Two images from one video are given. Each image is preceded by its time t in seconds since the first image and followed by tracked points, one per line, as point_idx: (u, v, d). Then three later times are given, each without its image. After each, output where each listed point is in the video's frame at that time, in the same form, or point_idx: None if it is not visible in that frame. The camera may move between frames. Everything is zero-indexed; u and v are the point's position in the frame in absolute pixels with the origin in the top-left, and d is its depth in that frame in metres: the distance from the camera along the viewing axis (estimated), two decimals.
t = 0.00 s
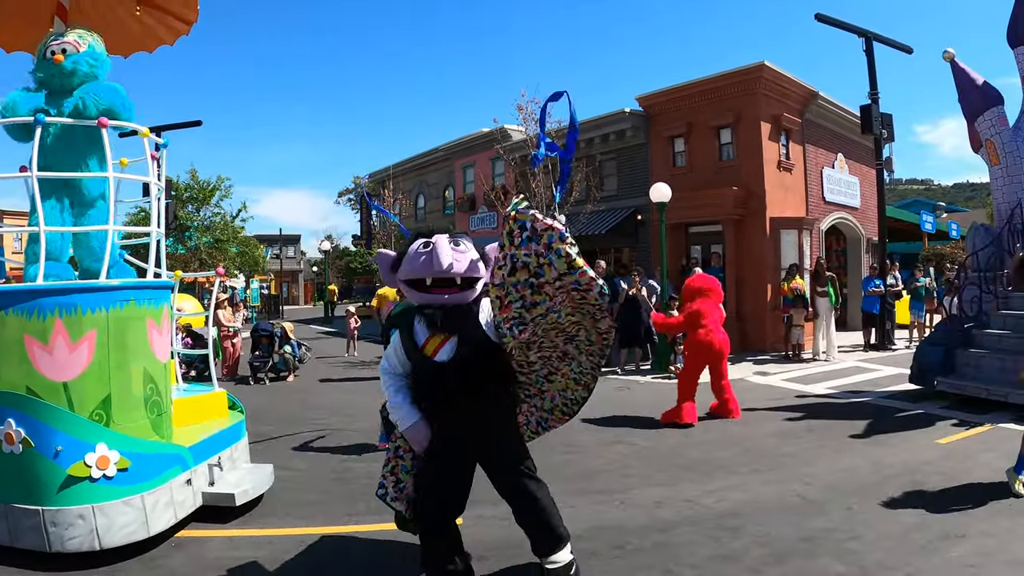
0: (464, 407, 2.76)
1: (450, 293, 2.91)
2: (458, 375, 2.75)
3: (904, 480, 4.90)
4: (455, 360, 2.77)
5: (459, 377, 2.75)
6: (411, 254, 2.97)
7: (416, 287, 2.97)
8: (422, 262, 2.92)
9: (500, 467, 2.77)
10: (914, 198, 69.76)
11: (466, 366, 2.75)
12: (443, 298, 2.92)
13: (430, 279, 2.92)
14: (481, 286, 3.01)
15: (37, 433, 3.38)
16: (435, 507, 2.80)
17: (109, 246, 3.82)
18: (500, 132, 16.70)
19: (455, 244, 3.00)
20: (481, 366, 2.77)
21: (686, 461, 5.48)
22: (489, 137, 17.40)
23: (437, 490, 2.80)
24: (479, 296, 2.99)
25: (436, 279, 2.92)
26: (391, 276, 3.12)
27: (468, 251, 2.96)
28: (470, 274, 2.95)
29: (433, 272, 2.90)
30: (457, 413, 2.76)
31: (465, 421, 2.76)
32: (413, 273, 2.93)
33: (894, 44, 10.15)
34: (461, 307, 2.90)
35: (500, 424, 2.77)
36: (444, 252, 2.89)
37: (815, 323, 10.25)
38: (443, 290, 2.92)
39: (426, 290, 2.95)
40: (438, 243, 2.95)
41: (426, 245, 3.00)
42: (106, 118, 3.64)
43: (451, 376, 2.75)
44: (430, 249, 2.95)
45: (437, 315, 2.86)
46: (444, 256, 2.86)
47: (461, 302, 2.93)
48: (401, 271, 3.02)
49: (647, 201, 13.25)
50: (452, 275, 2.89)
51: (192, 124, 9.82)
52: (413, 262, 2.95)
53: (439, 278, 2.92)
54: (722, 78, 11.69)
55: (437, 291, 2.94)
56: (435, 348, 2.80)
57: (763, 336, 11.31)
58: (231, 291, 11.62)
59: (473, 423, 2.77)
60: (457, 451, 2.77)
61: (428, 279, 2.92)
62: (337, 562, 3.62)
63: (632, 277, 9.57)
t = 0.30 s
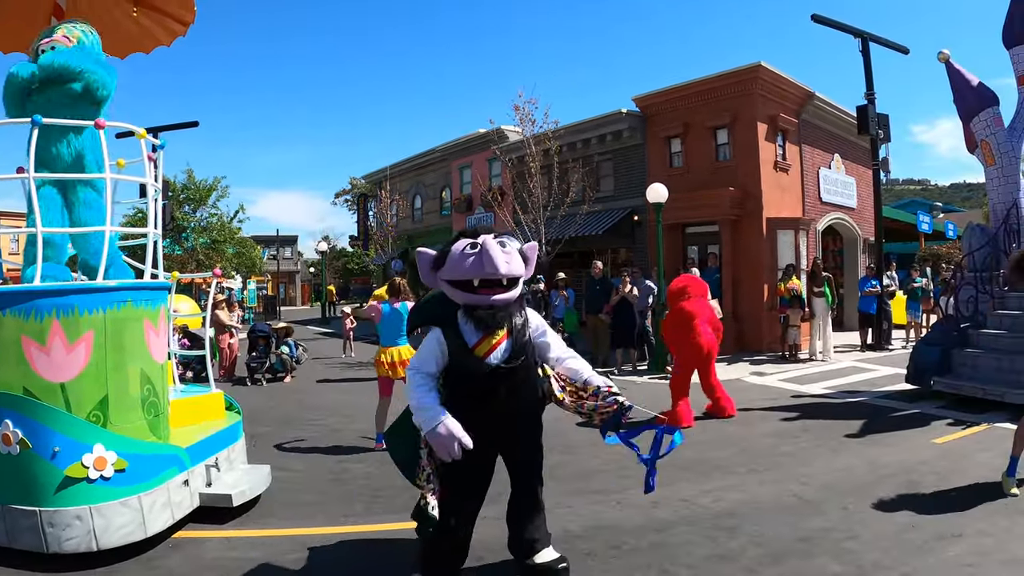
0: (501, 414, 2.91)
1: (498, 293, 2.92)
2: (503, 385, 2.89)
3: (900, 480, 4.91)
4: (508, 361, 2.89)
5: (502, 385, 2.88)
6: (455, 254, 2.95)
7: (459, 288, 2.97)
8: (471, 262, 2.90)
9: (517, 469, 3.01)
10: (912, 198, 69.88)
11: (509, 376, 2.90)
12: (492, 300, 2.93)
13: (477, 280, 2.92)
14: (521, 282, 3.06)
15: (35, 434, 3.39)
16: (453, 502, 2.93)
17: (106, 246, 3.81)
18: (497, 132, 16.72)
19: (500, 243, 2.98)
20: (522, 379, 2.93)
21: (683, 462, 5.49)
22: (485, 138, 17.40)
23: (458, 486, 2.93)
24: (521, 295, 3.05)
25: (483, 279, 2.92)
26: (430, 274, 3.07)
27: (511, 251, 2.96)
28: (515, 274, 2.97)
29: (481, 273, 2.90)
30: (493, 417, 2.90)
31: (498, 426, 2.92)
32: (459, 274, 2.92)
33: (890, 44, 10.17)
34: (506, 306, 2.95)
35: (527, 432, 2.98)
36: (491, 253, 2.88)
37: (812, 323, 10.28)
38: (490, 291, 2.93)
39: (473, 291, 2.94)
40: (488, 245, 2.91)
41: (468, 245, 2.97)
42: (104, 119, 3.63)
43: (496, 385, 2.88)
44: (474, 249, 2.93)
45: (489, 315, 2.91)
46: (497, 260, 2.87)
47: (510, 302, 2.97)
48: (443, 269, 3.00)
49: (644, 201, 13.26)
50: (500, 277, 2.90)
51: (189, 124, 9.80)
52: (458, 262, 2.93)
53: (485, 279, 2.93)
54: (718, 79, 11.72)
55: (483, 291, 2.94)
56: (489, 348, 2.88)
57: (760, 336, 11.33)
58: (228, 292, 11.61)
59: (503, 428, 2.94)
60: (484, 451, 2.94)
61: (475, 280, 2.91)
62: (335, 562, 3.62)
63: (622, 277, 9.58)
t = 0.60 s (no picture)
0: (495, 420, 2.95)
1: (524, 294, 3.07)
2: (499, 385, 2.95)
3: (902, 482, 4.91)
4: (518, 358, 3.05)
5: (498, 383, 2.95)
6: (487, 253, 3.00)
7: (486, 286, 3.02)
8: (514, 261, 3.03)
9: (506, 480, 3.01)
10: (913, 199, 69.81)
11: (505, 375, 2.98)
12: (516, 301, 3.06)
13: (505, 280, 3.04)
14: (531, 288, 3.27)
15: (37, 435, 3.40)
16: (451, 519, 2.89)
17: (109, 248, 3.81)
18: (498, 135, 16.74)
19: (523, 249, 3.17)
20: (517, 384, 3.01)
21: (684, 464, 5.50)
22: (487, 140, 17.41)
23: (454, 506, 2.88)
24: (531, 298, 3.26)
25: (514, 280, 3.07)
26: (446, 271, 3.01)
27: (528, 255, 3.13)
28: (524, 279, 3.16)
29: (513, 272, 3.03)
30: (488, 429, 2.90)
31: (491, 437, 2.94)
32: (494, 273, 2.97)
33: (892, 46, 10.16)
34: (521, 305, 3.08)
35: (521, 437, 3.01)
36: (521, 257, 3.05)
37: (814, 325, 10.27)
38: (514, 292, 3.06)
39: (502, 289, 3.04)
40: (523, 247, 3.08)
41: (494, 244, 3.04)
42: (107, 121, 3.61)
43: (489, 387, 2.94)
44: (502, 250, 3.04)
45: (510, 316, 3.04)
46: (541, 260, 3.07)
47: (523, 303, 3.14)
48: (469, 266, 2.99)
49: (645, 204, 13.25)
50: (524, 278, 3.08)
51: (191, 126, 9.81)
52: (492, 260, 2.99)
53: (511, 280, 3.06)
54: (720, 81, 11.72)
55: (509, 292, 3.05)
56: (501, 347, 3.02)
57: (761, 339, 11.33)
58: (230, 295, 11.62)
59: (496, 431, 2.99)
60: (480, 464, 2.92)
61: (505, 280, 3.02)
62: (336, 564, 3.63)
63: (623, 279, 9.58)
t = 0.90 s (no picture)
0: (492, 414, 2.90)
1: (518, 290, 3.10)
2: (493, 377, 2.92)
3: (902, 484, 4.91)
4: (511, 351, 2.98)
5: (491, 376, 2.91)
6: (483, 252, 3.02)
7: (481, 285, 3.00)
8: (512, 259, 3.09)
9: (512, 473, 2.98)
10: (914, 201, 69.82)
11: (498, 367, 2.94)
12: (511, 297, 3.04)
13: (502, 279, 3.05)
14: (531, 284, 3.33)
15: (38, 438, 3.40)
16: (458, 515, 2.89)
17: (110, 251, 3.82)
18: (498, 138, 16.74)
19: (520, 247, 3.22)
20: (512, 375, 2.97)
21: (685, 466, 5.50)
22: (487, 143, 17.43)
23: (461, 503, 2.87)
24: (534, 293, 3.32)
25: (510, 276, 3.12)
26: (442, 273, 3.03)
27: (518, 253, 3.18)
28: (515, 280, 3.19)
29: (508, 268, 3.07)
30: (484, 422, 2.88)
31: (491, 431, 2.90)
32: (491, 270, 2.98)
33: (891, 48, 10.18)
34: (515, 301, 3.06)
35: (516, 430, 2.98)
36: (513, 254, 3.10)
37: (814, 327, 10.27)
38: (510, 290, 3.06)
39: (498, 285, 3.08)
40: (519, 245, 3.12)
41: (485, 245, 3.06)
42: (108, 125, 3.61)
43: (482, 380, 2.90)
44: (495, 248, 3.07)
45: (503, 310, 3.02)
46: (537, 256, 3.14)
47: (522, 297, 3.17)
48: (462, 265, 2.99)
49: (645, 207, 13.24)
50: (517, 275, 3.12)
51: (191, 129, 9.82)
52: (488, 258, 3.00)
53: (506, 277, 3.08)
54: (719, 84, 11.74)
55: (505, 288, 3.08)
56: (494, 338, 2.99)
57: (762, 341, 11.33)
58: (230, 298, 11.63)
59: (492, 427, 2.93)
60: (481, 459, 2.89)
61: (502, 278, 3.04)
62: (337, 567, 3.63)
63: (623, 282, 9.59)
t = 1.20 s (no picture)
0: (494, 418, 2.90)
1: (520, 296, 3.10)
2: (494, 381, 2.92)
3: (903, 486, 4.91)
4: (511, 354, 2.99)
5: (495, 380, 2.92)
6: (483, 256, 3.03)
7: (482, 289, 3.02)
8: (514, 264, 3.10)
9: (514, 478, 2.97)
10: (915, 202, 69.83)
11: (499, 371, 2.94)
12: (511, 301, 3.06)
13: (503, 284, 3.06)
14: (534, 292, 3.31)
15: (40, 439, 3.41)
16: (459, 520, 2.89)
17: (112, 253, 3.82)
18: (499, 140, 16.75)
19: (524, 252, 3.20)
20: (513, 379, 2.97)
21: (685, 468, 5.51)
22: (488, 145, 17.46)
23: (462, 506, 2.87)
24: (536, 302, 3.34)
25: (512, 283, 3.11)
26: (444, 275, 3.03)
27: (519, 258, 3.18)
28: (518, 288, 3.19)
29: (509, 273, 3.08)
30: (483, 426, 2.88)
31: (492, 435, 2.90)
32: (491, 273, 2.99)
33: (892, 50, 10.17)
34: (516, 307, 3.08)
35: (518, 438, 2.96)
36: (515, 258, 3.11)
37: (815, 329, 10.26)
38: (510, 294, 3.07)
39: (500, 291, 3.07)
40: (522, 251, 3.12)
41: (486, 248, 3.08)
42: (110, 127, 3.61)
43: (483, 384, 2.91)
44: (495, 252, 3.08)
45: (503, 314, 3.02)
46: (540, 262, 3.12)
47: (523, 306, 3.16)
48: (463, 269, 3.02)
49: (646, 209, 13.23)
50: (519, 281, 3.12)
51: (193, 132, 9.84)
52: (488, 261, 3.02)
53: (507, 282, 3.09)
54: (721, 86, 11.74)
55: (508, 294, 3.07)
56: (494, 342, 2.98)
57: (763, 343, 11.33)
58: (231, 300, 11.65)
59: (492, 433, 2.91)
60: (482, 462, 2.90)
61: (503, 283, 3.05)
62: (337, 569, 3.63)
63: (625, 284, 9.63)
